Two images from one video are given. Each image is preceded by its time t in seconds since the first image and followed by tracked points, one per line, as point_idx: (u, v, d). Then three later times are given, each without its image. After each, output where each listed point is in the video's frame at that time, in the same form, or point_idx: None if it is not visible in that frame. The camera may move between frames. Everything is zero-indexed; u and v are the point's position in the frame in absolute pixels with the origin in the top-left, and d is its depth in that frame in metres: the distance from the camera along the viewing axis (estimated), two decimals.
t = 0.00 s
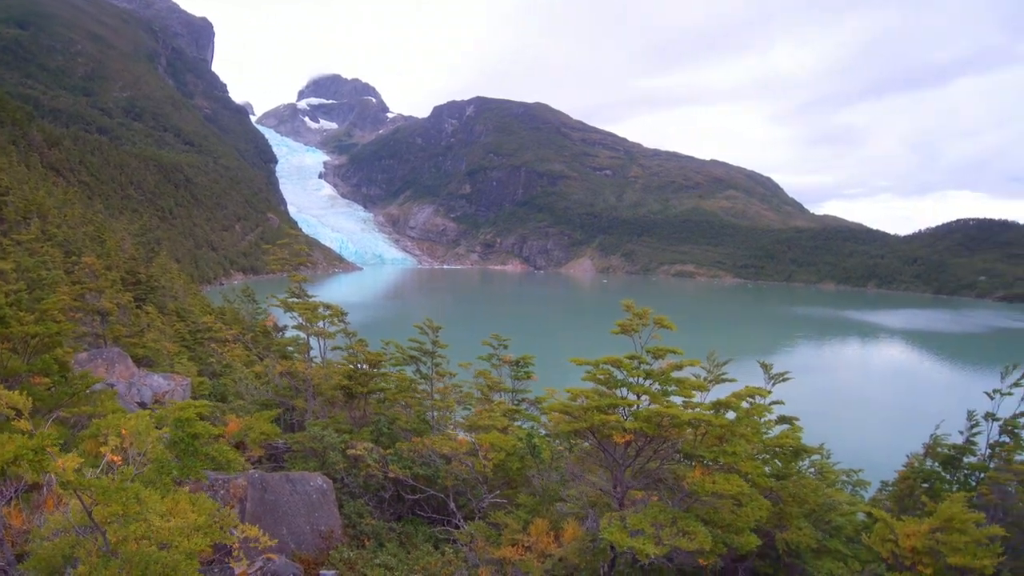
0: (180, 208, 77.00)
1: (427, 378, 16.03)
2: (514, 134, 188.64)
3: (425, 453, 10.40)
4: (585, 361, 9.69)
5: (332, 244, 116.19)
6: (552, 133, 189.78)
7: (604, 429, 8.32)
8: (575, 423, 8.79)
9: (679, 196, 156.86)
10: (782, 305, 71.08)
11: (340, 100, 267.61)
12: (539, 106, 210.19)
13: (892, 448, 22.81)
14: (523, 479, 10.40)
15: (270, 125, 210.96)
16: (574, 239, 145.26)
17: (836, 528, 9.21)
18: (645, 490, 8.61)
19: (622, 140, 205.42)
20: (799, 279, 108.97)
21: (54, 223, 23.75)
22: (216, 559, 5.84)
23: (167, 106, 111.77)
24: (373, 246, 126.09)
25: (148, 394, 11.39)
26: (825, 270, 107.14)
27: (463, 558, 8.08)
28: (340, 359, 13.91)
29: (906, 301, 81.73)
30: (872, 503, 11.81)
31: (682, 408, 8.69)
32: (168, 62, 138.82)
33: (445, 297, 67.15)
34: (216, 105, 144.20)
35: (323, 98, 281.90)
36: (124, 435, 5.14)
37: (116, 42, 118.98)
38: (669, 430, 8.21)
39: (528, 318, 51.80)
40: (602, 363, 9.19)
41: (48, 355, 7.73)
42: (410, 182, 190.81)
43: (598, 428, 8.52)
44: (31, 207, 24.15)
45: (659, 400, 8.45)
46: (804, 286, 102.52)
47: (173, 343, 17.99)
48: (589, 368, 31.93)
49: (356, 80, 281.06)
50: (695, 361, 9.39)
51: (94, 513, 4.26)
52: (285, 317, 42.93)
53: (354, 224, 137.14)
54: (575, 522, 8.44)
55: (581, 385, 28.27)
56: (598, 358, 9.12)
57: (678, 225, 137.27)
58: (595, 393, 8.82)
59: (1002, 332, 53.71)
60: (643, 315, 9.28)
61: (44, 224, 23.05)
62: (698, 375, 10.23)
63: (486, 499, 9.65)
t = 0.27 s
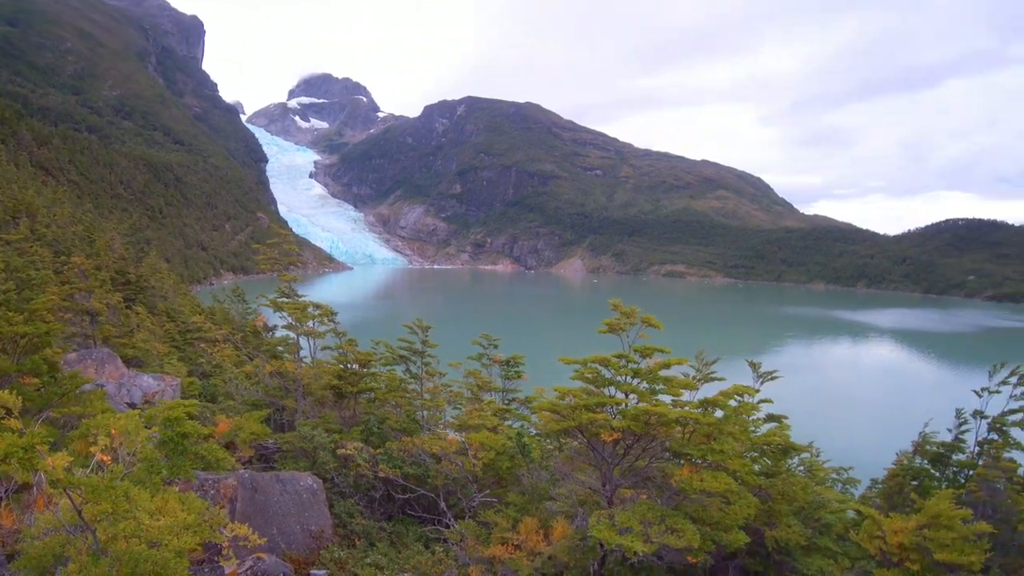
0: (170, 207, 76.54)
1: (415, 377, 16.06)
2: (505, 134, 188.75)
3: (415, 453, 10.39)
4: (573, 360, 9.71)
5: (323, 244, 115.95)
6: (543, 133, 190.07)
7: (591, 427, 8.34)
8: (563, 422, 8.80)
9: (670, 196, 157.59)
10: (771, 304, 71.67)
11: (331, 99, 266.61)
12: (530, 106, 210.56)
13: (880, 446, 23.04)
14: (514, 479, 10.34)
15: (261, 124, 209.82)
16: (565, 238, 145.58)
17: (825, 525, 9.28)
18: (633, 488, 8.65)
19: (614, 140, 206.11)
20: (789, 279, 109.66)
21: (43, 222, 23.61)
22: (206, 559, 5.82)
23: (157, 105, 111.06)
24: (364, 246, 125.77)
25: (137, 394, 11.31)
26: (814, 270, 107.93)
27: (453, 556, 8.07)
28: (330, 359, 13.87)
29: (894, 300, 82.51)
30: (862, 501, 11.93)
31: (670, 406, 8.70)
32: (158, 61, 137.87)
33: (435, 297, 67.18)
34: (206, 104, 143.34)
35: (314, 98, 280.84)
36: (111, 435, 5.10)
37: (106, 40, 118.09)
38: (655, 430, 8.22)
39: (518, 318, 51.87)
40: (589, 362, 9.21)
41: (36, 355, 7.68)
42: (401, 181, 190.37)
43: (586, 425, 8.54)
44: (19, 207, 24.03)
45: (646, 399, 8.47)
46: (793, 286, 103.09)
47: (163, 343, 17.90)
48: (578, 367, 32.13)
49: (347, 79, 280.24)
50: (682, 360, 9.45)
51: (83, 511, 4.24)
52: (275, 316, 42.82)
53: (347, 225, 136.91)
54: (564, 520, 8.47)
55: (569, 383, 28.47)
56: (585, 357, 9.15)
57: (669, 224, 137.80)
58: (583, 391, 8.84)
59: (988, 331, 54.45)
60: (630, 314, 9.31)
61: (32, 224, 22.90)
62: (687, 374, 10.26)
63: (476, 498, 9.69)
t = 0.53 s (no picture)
0: (164, 208, 76.26)
1: (410, 377, 16.04)
2: (499, 134, 188.80)
3: (409, 453, 10.39)
4: (567, 360, 9.71)
5: (318, 244, 115.77)
6: (538, 133, 190.23)
7: (586, 427, 8.34)
8: (557, 421, 8.80)
9: (665, 196, 157.98)
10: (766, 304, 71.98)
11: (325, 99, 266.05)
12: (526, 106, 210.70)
13: (873, 445, 23.19)
14: (508, 479, 10.36)
15: (255, 125, 209.27)
16: (560, 238, 145.72)
17: (819, 523, 9.33)
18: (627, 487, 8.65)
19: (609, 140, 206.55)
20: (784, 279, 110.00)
21: (37, 223, 23.55)
22: (202, 558, 5.83)
23: (151, 105, 110.66)
24: (359, 246, 125.60)
25: (132, 395, 11.27)
26: (808, 270, 108.34)
27: (448, 555, 8.08)
28: (324, 359, 13.83)
29: (888, 300, 82.88)
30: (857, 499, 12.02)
31: (664, 405, 8.72)
32: (153, 60, 137.40)
33: (430, 297, 67.17)
34: (201, 104, 142.90)
35: (308, 98, 280.19)
36: (108, 435, 5.10)
37: (100, 39, 117.60)
38: (650, 428, 8.22)
39: (514, 318, 51.89)
40: (583, 361, 9.22)
41: (31, 356, 7.65)
42: (396, 182, 190.12)
43: (580, 425, 8.53)
44: (13, 208, 23.98)
45: (640, 399, 8.49)
46: (787, 286, 103.36)
47: (157, 345, 17.85)
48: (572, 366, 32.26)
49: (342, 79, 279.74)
50: (677, 359, 9.45)
51: (81, 511, 4.24)
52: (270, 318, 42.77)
53: (342, 225, 136.71)
54: (558, 519, 8.47)
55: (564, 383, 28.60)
56: (580, 357, 9.15)
57: (664, 224, 138.06)
58: (577, 391, 8.84)
59: (981, 330, 54.85)
60: (624, 314, 9.31)
61: (27, 225, 22.84)
62: (681, 373, 10.31)
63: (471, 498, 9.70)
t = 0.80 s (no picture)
0: (158, 208, 75.92)
1: (405, 376, 16.01)
2: (494, 134, 188.76)
3: (405, 452, 10.38)
4: (562, 358, 9.71)
5: (312, 244, 115.49)
6: (532, 132, 190.11)
7: (581, 424, 8.34)
8: (552, 418, 8.80)
9: (659, 195, 158.28)
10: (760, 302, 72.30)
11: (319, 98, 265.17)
12: (520, 106, 210.71)
13: (867, 442, 23.33)
14: (504, 477, 10.37)
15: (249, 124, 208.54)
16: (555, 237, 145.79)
17: (814, 520, 9.38)
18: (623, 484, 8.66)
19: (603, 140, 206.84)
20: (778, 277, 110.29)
21: (29, 223, 23.44)
22: (199, 558, 5.81)
23: (145, 104, 110.16)
24: (353, 246, 125.34)
25: (127, 395, 11.22)
26: (801, 268, 108.74)
27: (445, 554, 8.09)
28: (319, 358, 13.78)
29: (882, 298, 83.28)
30: (851, 496, 12.10)
31: (659, 403, 8.74)
32: (146, 60, 136.76)
33: (425, 297, 67.13)
34: (195, 104, 142.28)
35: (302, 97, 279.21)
36: (104, 435, 5.07)
37: (93, 38, 116.98)
38: (646, 425, 8.24)
39: (509, 317, 51.92)
40: (579, 359, 9.22)
41: (26, 356, 7.61)
42: (390, 181, 189.71)
43: (576, 423, 8.53)
44: (5, 207, 23.85)
45: (635, 396, 8.51)
46: (780, 284, 103.58)
47: (152, 345, 17.78)
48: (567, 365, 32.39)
49: (336, 79, 279.01)
50: (672, 357, 9.47)
51: (79, 511, 4.23)
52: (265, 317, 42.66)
53: (337, 224, 136.40)
54: (554, 517, 8.49)
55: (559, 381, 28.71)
56: (575, 354, 9.15)
57: (659, 223, 138.28)
58: (572, 389, 8.84)
59: (974, 327, 55.27)
60: (620, 312, 9.32)
61: (20, 225, 22.73)
62: (675, 371, 10.33)
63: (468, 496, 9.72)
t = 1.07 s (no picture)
0: (155, 207, 75.76)
1: (403, 376, 15.97)
2: (491, 134, 188.80)
3: (402, 452, 10.37)
4: (561, 357, 9.70)
5: (309, 243, 115.37)
6: (530, 132, 190.23)
7: (581, 425, 8.32)
8: (551, 419, 8.78)
9: (657, 196, 158.44)
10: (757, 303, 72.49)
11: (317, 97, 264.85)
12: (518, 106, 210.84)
13: (864, 443, 23.38)
14: (501, 477, 10.37)
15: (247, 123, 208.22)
16: (553, 238, 145.87)
17: (812, 521, 9.37)
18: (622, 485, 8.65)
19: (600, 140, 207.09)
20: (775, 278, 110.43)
21: (26, 221, 23.39)
22: (196, 559, 5.79)
23: (142, 103, 109.98)
24: (350, 245, 125.25)
25: (123, 394, 11.18)
26: (797, 269, 108.95)
27: (443, 555, 8.07)
28: (316, 358, 13.75)
29: (879, 299, 83.51)
30: (849, 496, 12.12)
31: (658, 403, 8.73)
32: (144, 58, 136.49)
33: (423, 297, 67.14)
34: (192, 103, 142.02)
35: (299, 96, 278.88)
36: (100, 434, 5.05)
37: (91, 37, 116.76)
38: (645, 426, 8.24)
39: (507, 317, 51.96)
40: (578, 359, 9.21)
41: (22, 355, 7.58)
42: (387, 181, 189.59)
43: (576, 423, 8.52)
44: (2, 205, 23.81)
45: (635, 396, 8.50)
46: (777, 285, 103.72)
47: (149, 344, 17.73)
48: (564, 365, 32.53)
49: (334, 78, 278.79)
50: (670, 357, 9.46)
51: (75, 511, 4.20)
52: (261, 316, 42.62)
53: (334, 224, 136.29)
54: (553, 517, 8.49)
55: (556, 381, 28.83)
56: (575, 354, 9.14)
57: (656, 224, 138.41)
58: (571, 389, 8.83)
59: (970, 329, 55.50)
60: (619, 312, 9.31)
61: (18, 223, 22.71)
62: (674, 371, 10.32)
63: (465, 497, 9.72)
